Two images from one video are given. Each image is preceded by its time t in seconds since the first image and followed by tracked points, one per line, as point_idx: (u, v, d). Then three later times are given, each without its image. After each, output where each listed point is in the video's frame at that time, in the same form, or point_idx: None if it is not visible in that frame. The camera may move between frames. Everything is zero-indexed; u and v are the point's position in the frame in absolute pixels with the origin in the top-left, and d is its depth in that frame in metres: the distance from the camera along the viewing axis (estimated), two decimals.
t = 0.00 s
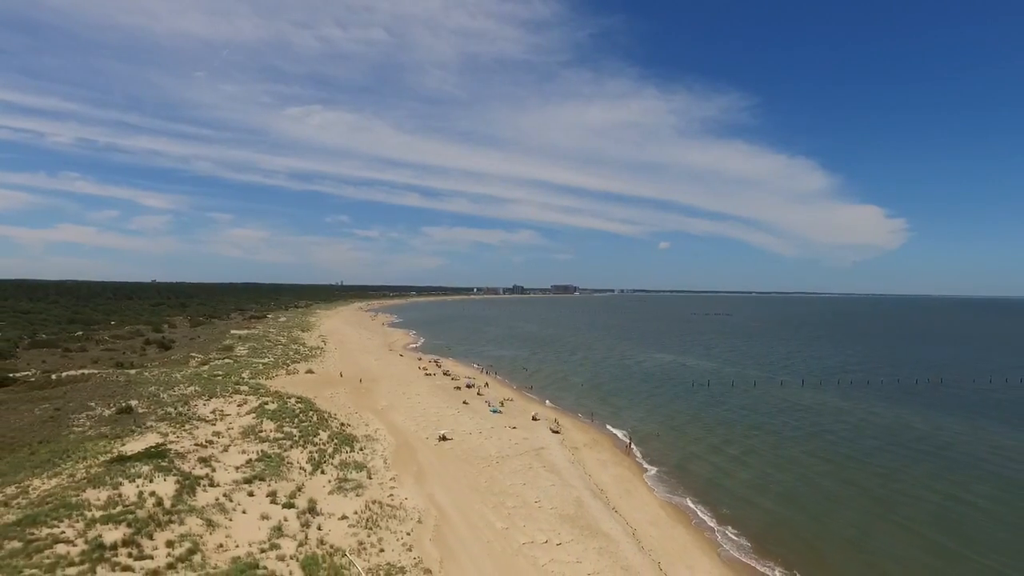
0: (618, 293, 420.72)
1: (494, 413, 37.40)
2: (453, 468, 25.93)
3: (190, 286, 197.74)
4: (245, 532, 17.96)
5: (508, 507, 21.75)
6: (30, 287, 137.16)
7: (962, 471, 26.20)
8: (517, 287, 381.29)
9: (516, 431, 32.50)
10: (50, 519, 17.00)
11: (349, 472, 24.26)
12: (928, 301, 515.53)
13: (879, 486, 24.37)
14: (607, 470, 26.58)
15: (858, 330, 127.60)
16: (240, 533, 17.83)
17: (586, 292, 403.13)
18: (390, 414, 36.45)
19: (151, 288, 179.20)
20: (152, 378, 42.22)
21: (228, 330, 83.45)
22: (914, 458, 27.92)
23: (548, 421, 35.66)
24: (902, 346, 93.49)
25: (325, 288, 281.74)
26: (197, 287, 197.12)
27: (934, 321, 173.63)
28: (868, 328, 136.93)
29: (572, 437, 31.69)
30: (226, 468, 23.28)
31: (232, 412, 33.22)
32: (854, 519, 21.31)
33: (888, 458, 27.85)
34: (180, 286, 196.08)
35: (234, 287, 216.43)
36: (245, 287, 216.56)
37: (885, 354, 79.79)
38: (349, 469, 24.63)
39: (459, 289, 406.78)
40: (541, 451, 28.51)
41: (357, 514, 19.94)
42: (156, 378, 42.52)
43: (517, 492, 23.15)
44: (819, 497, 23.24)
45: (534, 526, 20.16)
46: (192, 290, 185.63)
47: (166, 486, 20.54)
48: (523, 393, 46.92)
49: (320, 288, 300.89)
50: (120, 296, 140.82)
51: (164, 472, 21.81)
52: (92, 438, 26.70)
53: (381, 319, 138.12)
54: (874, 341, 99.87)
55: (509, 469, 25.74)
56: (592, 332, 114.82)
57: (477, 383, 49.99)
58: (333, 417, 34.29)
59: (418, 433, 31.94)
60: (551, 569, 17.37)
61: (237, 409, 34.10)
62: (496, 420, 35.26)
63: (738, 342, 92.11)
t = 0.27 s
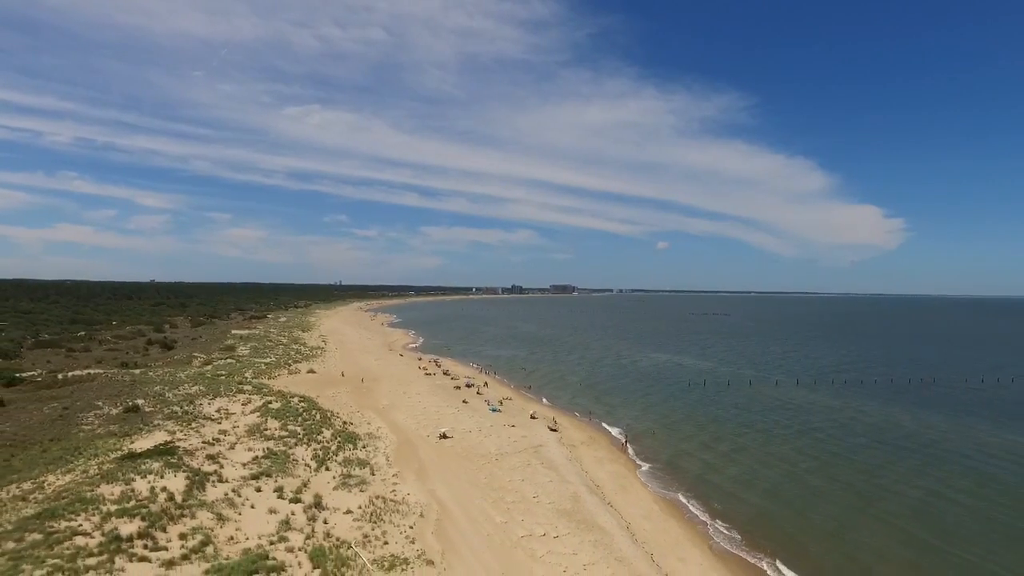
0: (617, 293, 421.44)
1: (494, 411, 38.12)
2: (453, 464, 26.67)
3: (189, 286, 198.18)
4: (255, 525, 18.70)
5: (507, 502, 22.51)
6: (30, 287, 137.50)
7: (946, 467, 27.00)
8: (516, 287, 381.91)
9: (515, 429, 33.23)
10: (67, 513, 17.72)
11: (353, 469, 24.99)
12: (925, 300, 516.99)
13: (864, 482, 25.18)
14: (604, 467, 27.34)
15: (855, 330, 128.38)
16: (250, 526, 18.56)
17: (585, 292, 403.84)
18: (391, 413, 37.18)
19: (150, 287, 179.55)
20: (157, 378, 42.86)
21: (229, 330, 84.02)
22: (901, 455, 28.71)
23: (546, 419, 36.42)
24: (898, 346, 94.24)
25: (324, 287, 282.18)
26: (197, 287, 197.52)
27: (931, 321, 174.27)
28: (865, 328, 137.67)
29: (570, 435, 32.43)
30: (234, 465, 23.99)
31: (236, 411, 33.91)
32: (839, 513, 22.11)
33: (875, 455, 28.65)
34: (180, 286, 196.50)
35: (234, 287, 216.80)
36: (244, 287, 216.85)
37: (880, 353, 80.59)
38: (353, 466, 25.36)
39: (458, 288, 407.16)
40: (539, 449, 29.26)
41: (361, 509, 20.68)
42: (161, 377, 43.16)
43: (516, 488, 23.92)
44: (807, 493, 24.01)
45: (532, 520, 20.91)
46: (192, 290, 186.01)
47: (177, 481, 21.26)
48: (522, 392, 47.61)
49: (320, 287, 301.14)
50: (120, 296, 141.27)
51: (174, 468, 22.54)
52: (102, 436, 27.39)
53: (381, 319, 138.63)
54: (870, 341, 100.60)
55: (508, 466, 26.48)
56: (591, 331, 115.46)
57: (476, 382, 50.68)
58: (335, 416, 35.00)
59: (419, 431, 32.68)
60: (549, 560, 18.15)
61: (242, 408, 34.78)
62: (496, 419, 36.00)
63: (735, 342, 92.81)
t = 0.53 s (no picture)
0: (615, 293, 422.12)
1: (492, 411, 38.78)
2: (453, 462, 27.38)
3: (187, 286, 197.78)
4: (262, 519, 19.40)
5: (505, 498, 23.19)
6: (28, 287, 137.61)
7: (930, 465, 27.80)
8: (514, 287, 382.46)
9: (513, 428, 33.91)
10: (81, 507, 18.41)
11: (355, 466, 25.65)
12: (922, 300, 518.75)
13: (850, 479, 25.97)
14: (600, 464, 28.07)
15: (853, 330, 129.02)
16: (257, 520, 19.24)
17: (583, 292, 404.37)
18: (391, 411, 37.85)
19: (149, 287, 179.63)
20: (159, 378, 43.31)
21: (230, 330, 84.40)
22: (887, 453, 29.50)
23: (544, 418, 37.09)
24: (893, 346, 94.97)
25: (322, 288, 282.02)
26: (196, 287, 197.71)
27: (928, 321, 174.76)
28: (862, 328, 138.45)
29: (567, 434, 33.14)
30: (239, 463, 24.65)
31: (240, 410, 34.59)
32: (823, 508, 22.91)
33: (862, 453, 29.44)
34: (177, 286, 196.14)
35: (233, 287, 217.07)
36: (242, 288, 216.61)
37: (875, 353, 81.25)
38: (355, 463, 26.04)
39: (457, 288, 407.62)
40: (537, 447, 30.00)
41: (364, 504, 21.39)
42: (163, 377, 43.65)
43: (514, 484, 24.65)
44: (793, 490, 24.81)
45: (530, 515, 21.62)
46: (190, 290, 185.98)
47: (185, 478, 21.95)
48: (520, 392, 48.21)
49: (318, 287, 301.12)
50: (119, 296, 141.44)
51: (182, 465, 23.21)
52: (109, 434, 28.01)
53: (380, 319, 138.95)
54: (866, 341, 101.29)
55: (506, 463, 27.20)
56: (589, 331, 116.01)
57: (475, 382, 51.28)
58: (337, 415, 35.62)
59: (419, 430, 33.38)
60: (545, 553, 18.90)
61: (245, 407, 35.39)
62: (494, 418, 36.67)
63: (732, 341, 93.46)
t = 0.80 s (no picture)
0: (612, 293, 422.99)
1: (489, 410, 39.40)
2: (451, 461, 27.97)
3: (184, 286, 197.78)
4: (266, 517, 19.96)
5: (503, 496, 23.79)
6: (25, 287, 137.70)
7: (915, 463, 28.53)
8: (512, 286, 383.05)
9: (510, 427, 34.52)
10: (90, 505, 18.93)
11: (356, 465, 26.21)
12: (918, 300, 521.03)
13: (836, 477, 26.67)
14: (595, 463, 28.71)
15: (848, 330, 129.87)
16: (261, 518, 19.80)
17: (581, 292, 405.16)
18: (390, 411, 38.43)
19: (146, 287, 179.84)
20: (160, 378, 43.80)
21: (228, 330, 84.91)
22: (874, 452, 30.23)
23: (540, 418, 37.71)
24: (888, 346, 95.81)
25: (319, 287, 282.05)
26: (193, 287, 197.64)
27: (923, 321, 175.69)
28: (857, 328, 139.36)
29: (563, 433, 33.76)
30: (242, 462, 25.18)
31: (241, 410, 35.10)
32: (809, 506, 23.60)
33: (850, 452, 30.16)
34: (174, 286, 196.33)
35: (231, 287, 217.09)
36: (239, 288, 216.70)
37: (869, 353, 82.07)
38: (356, 463, 26.59)
39: (455, 288, 407.97)
40: (533, 446, 30.61)
41: (365, 502, 21.96)
42: (164, 378, 44.15)
43: (511, 482, 25.25)
44: (782, 488, 25.49)
45: (526, 512, 22.22)
46: (187, 289, 186.11)
47: (190, 476, 22.47)
48: (517, 391, 48.84)
49: (315, 287, 301.29)
50: (117, 296, 141.73)
51: (186, 464, 23.75)
52: (113, 434, 28.52)
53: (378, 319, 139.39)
54: (861, 341, 102.21)
55: (503, 462, 27.80)
56: (586, 331, 116.74)
57: (473, 382, 51.89)
58: (337, 415, 36.17)
59: (418, 430, 33.96)
60: (541, 548, 19.51)
61: (245, 407, 35.90)
62: (492, 418, 37.29)
63: (728, 342, 94.22)
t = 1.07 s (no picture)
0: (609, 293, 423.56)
1: (487, 410, 39.88)
2: (450, 460, 28.45)
3: (182, 286, 197.89)
4: (270, 514, 20.44)
5: (501, 494, 24.31)
6: (23, 287, 137.83)
7: (902, 462, 29.13)
8: (510, 286, 383.22)
9: (508, 427, 35.03)
10: (97, 503, 19.37)
11: (356, 464, 26.68)
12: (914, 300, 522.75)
13: (824, 476, 27.28)
14: (591, 462, 29.24)
15: (844, 330, 130.44)
16: (265, 515, 20.28)
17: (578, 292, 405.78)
18: (390, 411, 38.91)
19: (144, 287, 180.07)
20: (161, 378, 44.24)
21: (227, 330, 85.34)
22: (862, 451, 30.87)
23: (537, 418, 38.21)
24: (883, 345, 96.43)
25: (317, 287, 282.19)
26: (192, 287, 197.43)
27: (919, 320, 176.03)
28: (854, 327, 139.92)
29: (560, 433, 34.28)
30: (244, 461, 25.63)
31: (242, 410, 35.52)
32: (795, 503, 24.21)
33: (838, 451, 30.79)
34: (172, 285, 196.33)
35: (229, 287, 216.79)
36: (237, 288, 216.82)
37: (864, 353, 82.65)
38: (356, 462, 27.05)
39: (453, 288, 407.81)
40: (531, 445, 31.11)
41: (365, 500, 22.43)
42: (165, 378, 44.59)
43: (508, 481, 25.76)
44: (771, 486, 26.09)
45: (523, 510, 22.74)
46: (185, 289, 186.18)
47: (194, 475, 22.93)
48: (514, 391, 49.35)
49: (313, 287, 301.46)
50: (115, 296, 142.06)
51: (190, 463, 24.21)
52: (116, 434, 28.95)
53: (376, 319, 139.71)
54: (857, 341, 102.81)
55: (501, 461, 28.30)
56: (584, 331, 117.20)
57: (471, 382, 52.38)
58: (336, 415, 36.62)
59: (417, 429, 34.46)
60: (537, 545, 20.03)
61: (246, 407, 36.32)
62: (490, 417, 37.78)
63: (724, 342, 94.81)
